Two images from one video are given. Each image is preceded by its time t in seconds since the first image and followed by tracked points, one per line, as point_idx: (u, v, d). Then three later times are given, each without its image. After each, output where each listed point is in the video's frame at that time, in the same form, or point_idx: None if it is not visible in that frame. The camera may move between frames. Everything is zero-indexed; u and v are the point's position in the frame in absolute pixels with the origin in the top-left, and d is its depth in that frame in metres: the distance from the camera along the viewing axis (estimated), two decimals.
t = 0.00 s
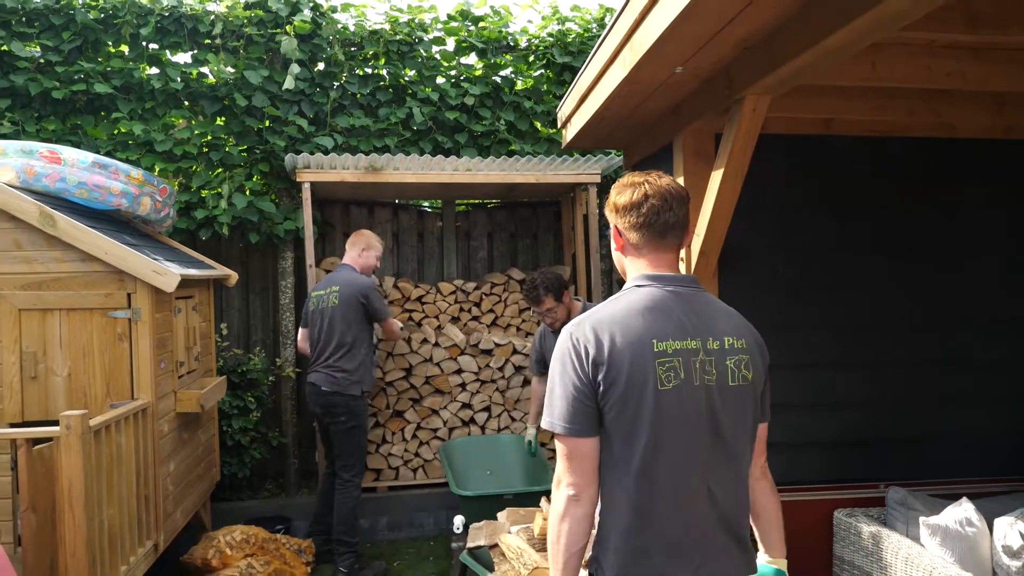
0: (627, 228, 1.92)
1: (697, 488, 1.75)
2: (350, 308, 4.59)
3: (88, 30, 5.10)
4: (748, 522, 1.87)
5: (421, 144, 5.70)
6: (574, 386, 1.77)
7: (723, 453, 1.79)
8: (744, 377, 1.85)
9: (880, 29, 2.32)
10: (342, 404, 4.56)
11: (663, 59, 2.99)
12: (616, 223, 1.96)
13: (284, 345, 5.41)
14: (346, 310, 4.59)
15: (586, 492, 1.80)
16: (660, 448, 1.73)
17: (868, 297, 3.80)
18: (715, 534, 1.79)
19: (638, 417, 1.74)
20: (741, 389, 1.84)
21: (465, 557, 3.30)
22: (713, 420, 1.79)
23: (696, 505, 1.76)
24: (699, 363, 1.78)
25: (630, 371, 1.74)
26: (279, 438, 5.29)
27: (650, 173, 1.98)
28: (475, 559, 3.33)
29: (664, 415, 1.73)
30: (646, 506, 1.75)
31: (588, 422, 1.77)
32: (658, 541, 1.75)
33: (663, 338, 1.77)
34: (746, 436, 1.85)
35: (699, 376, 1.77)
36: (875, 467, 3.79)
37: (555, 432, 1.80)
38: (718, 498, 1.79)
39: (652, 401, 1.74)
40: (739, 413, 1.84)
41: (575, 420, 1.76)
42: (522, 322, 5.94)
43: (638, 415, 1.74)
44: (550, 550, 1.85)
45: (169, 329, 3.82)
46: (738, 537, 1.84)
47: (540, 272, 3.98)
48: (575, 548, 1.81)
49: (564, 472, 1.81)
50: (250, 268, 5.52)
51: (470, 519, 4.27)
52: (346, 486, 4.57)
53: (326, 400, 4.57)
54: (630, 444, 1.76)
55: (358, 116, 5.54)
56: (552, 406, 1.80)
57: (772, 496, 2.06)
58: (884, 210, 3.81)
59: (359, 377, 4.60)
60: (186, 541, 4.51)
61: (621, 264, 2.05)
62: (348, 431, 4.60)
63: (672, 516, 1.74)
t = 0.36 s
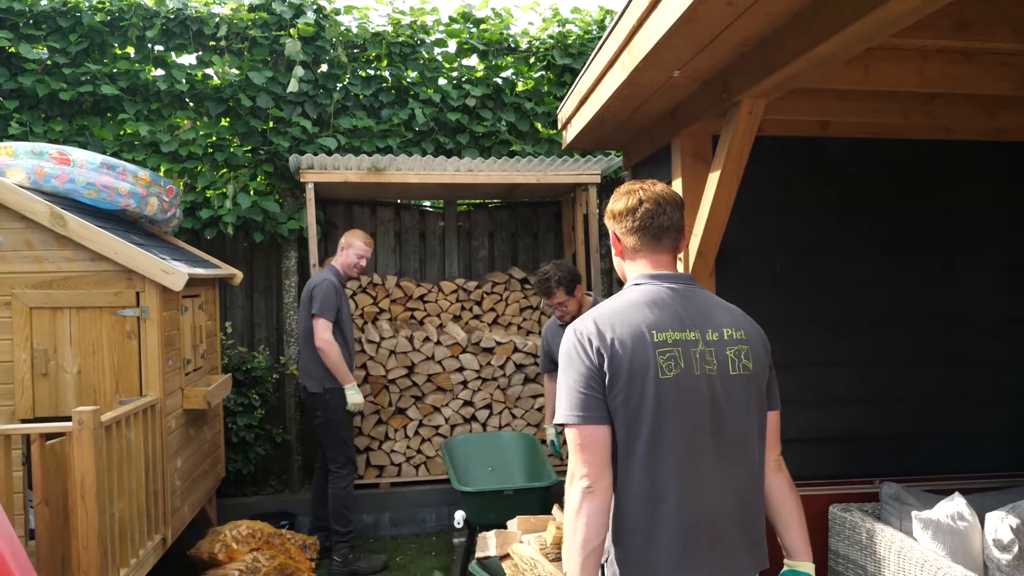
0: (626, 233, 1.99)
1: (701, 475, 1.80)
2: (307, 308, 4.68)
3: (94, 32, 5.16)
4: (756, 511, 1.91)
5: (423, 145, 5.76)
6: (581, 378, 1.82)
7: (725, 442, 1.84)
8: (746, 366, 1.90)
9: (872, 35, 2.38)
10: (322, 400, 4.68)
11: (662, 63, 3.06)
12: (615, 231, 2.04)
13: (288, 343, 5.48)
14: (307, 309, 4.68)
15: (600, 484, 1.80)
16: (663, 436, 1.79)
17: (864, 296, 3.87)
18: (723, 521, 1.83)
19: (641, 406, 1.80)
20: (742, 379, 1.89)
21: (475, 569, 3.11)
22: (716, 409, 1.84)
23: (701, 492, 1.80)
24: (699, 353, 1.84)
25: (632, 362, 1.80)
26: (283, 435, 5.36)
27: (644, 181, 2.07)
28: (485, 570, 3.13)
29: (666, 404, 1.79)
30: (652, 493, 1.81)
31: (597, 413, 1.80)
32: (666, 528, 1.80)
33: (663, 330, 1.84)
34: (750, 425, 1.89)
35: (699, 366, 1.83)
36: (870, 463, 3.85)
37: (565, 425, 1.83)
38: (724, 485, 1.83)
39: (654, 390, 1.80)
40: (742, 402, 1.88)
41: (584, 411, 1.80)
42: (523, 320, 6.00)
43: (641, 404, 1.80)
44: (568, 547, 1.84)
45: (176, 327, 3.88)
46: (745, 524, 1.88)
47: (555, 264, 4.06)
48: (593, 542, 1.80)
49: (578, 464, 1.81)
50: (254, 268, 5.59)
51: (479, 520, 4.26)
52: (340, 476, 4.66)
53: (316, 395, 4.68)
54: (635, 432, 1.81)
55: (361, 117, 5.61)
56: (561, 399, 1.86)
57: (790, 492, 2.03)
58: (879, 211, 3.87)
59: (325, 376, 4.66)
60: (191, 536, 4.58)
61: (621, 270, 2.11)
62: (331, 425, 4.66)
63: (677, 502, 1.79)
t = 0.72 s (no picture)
0: (649, 233, 2.03)
1: (742, 472, 1.82)
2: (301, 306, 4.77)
3: (100, 34, 5.19)
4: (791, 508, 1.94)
5: (426, 145, 5.80)
6: (623, 376, 1.82)
7: (762, 439, 1.87)
8: (776, 365, 1.95)
9: (869, 38, 2.42)
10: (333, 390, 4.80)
11: (663, 65, 3.10)
12: (635, 233, 2.08)
13: (292, 342, 5.51)
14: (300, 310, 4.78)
15: (642, 483, 1.79)
16: (706, 434, 1.81)
17: (864, 296, 3.89)
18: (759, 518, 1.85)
19: (683, 404, 1.81)
20: (774, 377, 1.94)
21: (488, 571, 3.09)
22: (752, 407, 1.87)
23: (742, 490, 1.82)
24: (736, 352, 1.87)
25: (674, 360, 1.82)
26: (287, 434, 5.40)
27: (661, 183, 2.12)
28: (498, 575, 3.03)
29: (708, 402, 1.81)
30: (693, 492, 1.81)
31: (639, 410, 1.80)
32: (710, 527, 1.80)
33: (702, 328, 1.87)
34: (782, 423, 1.94)
35: (737, 364, 1.87)
36: (871, 461, 3.88)
37: (607, 424, 1.82)
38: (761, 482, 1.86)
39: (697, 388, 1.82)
40: (774, 400, 1.93)
41: (627, 409, 1.79)
42: (526, 320, 6.03)
43: (684, 402, 1.81)
44: (605, 550, 1.82)
45: (182, 326, 3.92)
46: (780, 522, 1.91)
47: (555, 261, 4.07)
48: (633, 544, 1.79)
49: (619, 464, 1.80)
50: (259, 267, 5.63)
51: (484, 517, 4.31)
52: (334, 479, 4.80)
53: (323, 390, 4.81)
54: (677, 431, 1.82)
55: (365, 118, 5.64)
56: (601, 398, 1.84)
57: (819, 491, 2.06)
58: (880, 211, 3.90)
59: (316, 376, 4.74)
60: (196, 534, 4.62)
61: (643, 271, 2.13)
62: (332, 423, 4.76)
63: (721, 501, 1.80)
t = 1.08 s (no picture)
0: (696, 231, 1.98)
1: (793, 476, 1.77)
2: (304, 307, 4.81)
3: (102, 34, 5.22)
4: (843, 513, 1.88)
5: (426, 145, 5.83)
6: (665, 376, 1.80)
7: (814, 442, 1.82)
8: (828, 365, 1.90)
9: (865, 39, 2.44)
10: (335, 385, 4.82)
11: (661, 66, 3.12)
12: (682, 231, 2.03)
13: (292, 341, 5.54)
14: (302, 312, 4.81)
15: (679, 487, 1.79)
16: (755, 436, 1.75)
17: (862, 296, 3.91)
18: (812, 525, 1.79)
19: (730, 404, 1.77)
20: (825, 378, 1.89)
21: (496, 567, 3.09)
22: (804, 408, 1.82)
23: (793, 494, 1.77)
24: (786, 351, 1.83)
25: (720, 359, 1.78)
26: (289, 432, 5.43)
27: (706, 179, 2.08)
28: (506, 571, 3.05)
29: (757, 402, 1.76)
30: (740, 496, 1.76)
31: (679, 412, 1.78)
32: (757, 533, 1.75)
33: (750, 326, 1.82)
34: (834, 425, 1.88)
35: (787, 364, 1.82)
36: (869, 459, 3.90)
37: (645, 424, 1.81)
38: (813, 486, 1.81)
39: (744, 389, 1.77)
40: (826, 402, 1.87)
41: (667, 411, 1.78)
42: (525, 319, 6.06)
43: (730, 403, 1.77)
44: (639, 552, 1.83)
45: (184, 326, 3.95)
46: (833, 529, 1.84)
47: (526, 282, 3.76)
48: (667, 548, 1.80)
49: (656, 466, 1.80)
50: (260, 266, 5.66)
51: (483, 514, 4.32)
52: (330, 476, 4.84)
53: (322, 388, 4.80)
54: (722, 432, 1.78)
55: (365, 118, 5.66)
56: (641, 398, 1.83)
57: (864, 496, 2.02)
58: (878, 211, 3.92)
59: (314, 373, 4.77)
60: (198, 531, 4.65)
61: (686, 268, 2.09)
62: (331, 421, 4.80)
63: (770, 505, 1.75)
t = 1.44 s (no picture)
0: (730, 227, 1.90)
1: (816, 482, 1.71)
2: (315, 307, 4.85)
3: (104, 36, 5.25)
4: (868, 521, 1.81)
5: (426, 146, 5.85)
6: (685, 375, 1.73)
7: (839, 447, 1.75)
8: (856, 369, 1.84)
9: (859, 41, 2.45)
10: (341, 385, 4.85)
11: (657, 67, 3.14)
12: (715, 227, 1.94)
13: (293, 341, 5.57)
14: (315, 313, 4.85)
15: (692, 487, 1.73)
16: (777, 438, 1.69)
17: (859, 296, 3.93)
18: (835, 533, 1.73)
19: (751, 406, 1.71)
20: (853, 382, 1.82)
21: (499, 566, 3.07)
22: (829, 412, 1.76)
23: (814, 500, 1.71)
24: (812, 353, 1.76)
25: (743, 359, 1.71)
26: (289, 432, 5.46)
27: (738, 173, 1.99)
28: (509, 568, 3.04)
29: (779, 404, 1.71)
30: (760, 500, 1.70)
31: (698, 413, 1.71)
32: (775, 538, 1.69)
33: (776, 327, 1.76)
34: (860, 430, 1.81)
35: (813, 366, 1.76)
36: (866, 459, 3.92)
37: (661, 422, 1.74)
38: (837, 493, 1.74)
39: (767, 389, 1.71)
40: (852, 407, 1.81)
41: (685, 410, 1.71)
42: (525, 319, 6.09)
43: (751, 404, 1.71)
44: (648, 551, 1.77)
45: (185, 326, 3.98)
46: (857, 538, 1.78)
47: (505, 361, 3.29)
48: (677, 550, 1.74)
49: (670, 465, 1.74)
50: (261, 267, 5.69)
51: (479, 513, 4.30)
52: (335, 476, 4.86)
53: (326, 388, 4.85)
54: (743, 435, 1.72)
55: (365, 120, 5.69)
56: (659, 396, 1.76)
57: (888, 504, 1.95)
58: (876, 212, 3.94)
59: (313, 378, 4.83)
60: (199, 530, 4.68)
61: (712, 265, 2.00)
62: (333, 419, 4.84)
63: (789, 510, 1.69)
